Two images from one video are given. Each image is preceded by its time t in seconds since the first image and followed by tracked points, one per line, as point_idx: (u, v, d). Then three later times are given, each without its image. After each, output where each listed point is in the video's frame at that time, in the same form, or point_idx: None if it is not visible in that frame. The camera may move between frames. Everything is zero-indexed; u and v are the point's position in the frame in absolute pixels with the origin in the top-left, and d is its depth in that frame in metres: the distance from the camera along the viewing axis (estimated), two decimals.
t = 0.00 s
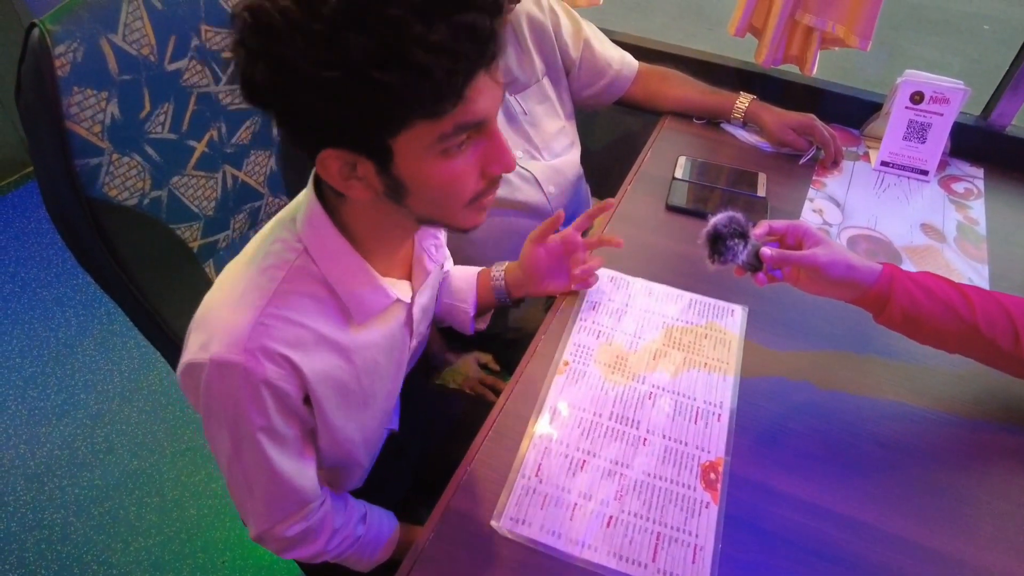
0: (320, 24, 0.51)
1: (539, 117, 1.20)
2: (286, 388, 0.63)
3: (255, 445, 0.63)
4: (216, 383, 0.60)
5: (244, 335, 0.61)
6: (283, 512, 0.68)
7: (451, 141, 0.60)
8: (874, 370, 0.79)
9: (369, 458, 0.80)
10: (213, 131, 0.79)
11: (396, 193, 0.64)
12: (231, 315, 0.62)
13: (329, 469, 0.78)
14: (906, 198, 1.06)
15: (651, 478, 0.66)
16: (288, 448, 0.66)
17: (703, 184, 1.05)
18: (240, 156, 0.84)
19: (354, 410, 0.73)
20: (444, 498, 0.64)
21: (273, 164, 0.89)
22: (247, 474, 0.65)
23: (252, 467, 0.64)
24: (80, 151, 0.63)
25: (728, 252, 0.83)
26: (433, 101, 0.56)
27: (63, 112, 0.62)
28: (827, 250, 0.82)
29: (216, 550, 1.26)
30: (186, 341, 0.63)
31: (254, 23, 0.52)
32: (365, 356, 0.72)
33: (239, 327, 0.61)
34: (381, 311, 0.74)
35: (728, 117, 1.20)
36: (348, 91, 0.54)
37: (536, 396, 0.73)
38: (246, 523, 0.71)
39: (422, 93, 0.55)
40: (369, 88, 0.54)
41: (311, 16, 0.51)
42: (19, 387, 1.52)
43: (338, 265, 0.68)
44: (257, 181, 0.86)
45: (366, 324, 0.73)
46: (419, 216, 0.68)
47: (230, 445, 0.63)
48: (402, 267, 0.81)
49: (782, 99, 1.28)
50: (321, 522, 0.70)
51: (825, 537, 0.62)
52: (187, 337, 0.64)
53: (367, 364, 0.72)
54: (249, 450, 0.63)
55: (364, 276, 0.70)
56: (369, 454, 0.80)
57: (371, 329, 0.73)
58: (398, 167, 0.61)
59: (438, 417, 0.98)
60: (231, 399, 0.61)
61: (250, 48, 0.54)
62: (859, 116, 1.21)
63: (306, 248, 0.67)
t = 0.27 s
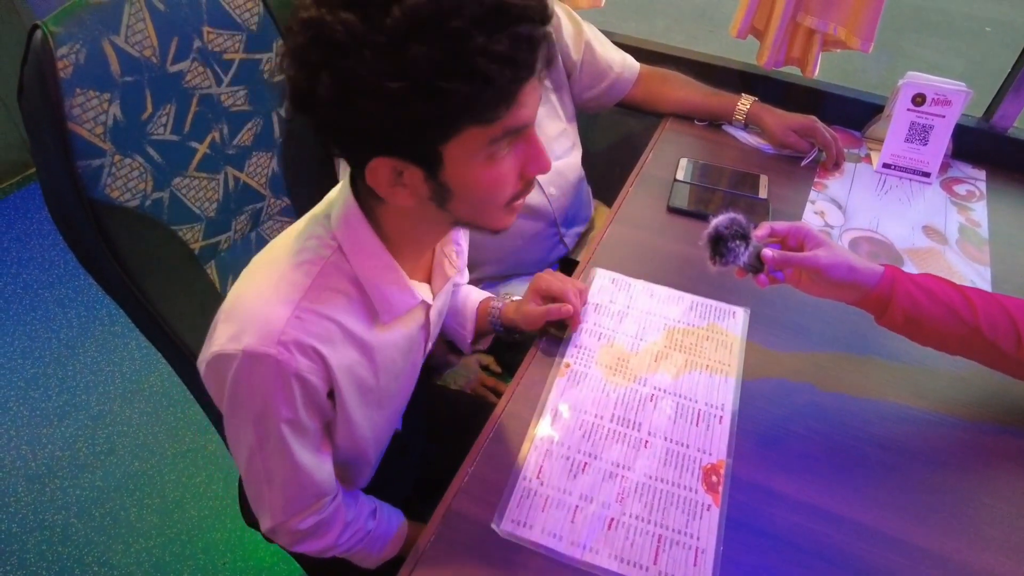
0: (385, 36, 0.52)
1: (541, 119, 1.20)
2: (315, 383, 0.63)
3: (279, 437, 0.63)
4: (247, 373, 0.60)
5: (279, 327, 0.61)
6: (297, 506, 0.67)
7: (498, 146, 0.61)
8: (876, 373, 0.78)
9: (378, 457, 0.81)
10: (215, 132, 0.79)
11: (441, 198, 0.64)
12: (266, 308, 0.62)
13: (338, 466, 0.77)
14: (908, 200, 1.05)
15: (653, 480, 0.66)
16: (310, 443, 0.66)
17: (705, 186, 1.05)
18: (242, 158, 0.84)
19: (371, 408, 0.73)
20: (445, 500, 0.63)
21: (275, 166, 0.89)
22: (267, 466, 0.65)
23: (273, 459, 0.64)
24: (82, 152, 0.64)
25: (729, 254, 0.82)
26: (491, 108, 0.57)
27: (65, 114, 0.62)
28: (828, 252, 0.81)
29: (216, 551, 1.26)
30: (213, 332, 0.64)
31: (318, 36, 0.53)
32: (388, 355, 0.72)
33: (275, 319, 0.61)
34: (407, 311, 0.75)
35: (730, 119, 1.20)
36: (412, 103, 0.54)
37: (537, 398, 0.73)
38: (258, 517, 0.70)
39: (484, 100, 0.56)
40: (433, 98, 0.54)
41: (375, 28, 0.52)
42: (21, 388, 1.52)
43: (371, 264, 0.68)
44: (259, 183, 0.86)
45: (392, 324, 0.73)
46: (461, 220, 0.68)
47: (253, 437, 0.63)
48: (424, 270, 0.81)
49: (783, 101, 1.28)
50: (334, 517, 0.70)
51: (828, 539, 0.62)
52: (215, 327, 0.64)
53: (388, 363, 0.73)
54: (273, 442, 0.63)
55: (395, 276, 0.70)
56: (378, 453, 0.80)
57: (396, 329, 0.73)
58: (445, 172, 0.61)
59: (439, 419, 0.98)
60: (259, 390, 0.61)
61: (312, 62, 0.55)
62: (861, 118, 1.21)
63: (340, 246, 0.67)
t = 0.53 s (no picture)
0: (407, 26, 0.54)
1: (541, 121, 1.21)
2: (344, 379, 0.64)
3: (305, 434, 0.63)
4: (276, 369, 0.60)
5: (311, 322, 0.62)
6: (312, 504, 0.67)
7: (512, 126, 0.62)
8: (877, 374, 0.78)
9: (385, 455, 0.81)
10: (216, 134, 0.79)
11: (461, 186, 0.65)
12: (295, 304, 0.62)
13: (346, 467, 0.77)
14: (908, 202, 1.05)
15: (652, 482, 0.66)
16: (331, 441, 0.66)
17: (704, 188, 1.05)
18: (242, 159, 0.84)
19: (388, 406, 0.74)
20: (445, 501, 0.64)
21: (275, 167, 0.89)
22: (289, 463, 0.65)
23: (295, 456, 0.64)
24: (83, 153, 0.64)
25: (728, 253, 0.81)
26: (510, 87, 0.58)
27: (67, 115, 0.62)
28: (828, 252, 0.81)
29: (216, 552, 1.26)
30: (237, 329, 0.64)
31: (340, 34, 0.55)
32: (408, 351, 0.73)
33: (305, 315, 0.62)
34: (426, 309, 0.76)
35: (730, 120, 1.20)
36: (435, 89, 0.56)
37: (537, 399, 0.73)
38: (268, 515, 0.70)
39: (505, 81, 0.58)
40: (455, 83, 0.56)
41: (396, 19, 0.54)
42: (22, 389, 1.52)
43: (396, 262, 0.69)
44: (260, 184, 0.87)
45: (412, 320, 0.73)
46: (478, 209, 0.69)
47: (277, 434, 0.63)
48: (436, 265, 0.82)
49: (784, 103, 1.28)
50: (345, 515, 0.70)
51: (828, 541, 0.62)
52: (239, 323, 0.64)
53: (408, 361, 0.73)
54: (299, 439, 0.63)
55: (418, 274, 0.71)
56: (387, 451, 0.80)
57: (416, 326, 0.74)
58: (466, 158, 0.62)
59: (439, 421, 0.98)
60: (289, 387, 0.61)
61: (335, 59, 0.57)
62: (861, 119, 1.21)
63: (364, 243, 0.68)
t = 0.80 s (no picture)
0: (345, 24, 0.54)
1: (541, 124, 1.21)
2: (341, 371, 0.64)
3: (304, 426, 0.63)
4: (273, 362, 0.61)
5: (306, 314, 0.62)
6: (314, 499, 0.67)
7: (473, 125, 0.61)
8: (877, 376, 0.78)
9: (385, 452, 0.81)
10: (217, 137, 0.80)
11: (426, 182, 0.65)
12: (290, 297, 0.62)
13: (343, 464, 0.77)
14: (908, 204, 1.06)
15: (652, 484, 0.66)
16: (330, 434, 0.66)
17: (704, 190, 1.05)
18: (243, 161, 0.84)
19: (386, 400, 0.74)
20: (444, 503, 0.64)
21: (276, 169, 0.89)
22: (288, 457, 0.65)
23: (295, 450, 0.64)
24: (85, 156, 0.64)
25: (728, 252, 0.82)
26: (452, 86, 0.58)
27: (68, 117, 0.62)
28: (828, 252, 0.82)
29: (217, 554, 1.26)
30: (235, 324, 0.64)
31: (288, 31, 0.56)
32: (405, 344, 0.73)
33: (301, 307, 0.62)
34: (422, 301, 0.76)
35: (730, 123, 1.20)
36: (372, 86, 0.57)
37: (538, 400, 0.73)
38: (270, 511, 0.70)
39: (442, 79, 0.57)
40: (393, 81, 0.56)
41: (336, 18, 0.54)
42: (23, 391, 1.52)
43: (390, 254, 0.69)
44: (260, 186, 0.87)
45: (409, 313, 0.74)
46: (451, 205, 0.68)
47: (276, 426, 0.63)
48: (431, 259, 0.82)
49: (783, 105, 1.29)
50: (346, 511, 0.71)
51: (828, 543, 0.62)
52: (236, 317, 0.64)
53: (404, 353, 0.74)
54: (296, 432, 0.63)
55: (412, 265, 0.71)
56: (387, 448, 0.80)
57: (412, 319, 0.74)
58: (424, 155, 0.62)
59: (440, 422, 0.98)
60: (285, 379, 0.61)
61: (285, 52, 0.58)
62: (861, 122, 1.21)
63: (358, 235, 0.68)
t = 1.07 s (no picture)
0: (347, 29, 0.52)
1: (541, 126, 1.21)
2: (316, 370, 0.64)
3: (284, 427, 0.63)
4: (247, 365, 0.61)
5: (278, 315, 0.62)
6: (306, 498, 0.68)
7: (466, 138, 0.61)
8: (878, 378, 0.78)
9: (378, 452, 0.81)
10: (218, 139, 0.80)
11: (412, 187, 0.65)
12: (263, 298, 0.62)
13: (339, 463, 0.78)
14: (908, 206, 1.06)
15: (652, 485, 0.66)
16: (314, 433, 0.66)
17: (704, 191, 1.06)
18: (244, 164, 0.84)
19: (370, 396, 0.74)
20: (445, 505, 0.64)
21: (277, 171, 0.89)
22: (275, 457, 0.65)
23: (279, 450, 0.65)
24: (87, 158, 0.64)
25: (732, 250, 0.82)
26: (451, 102, 0.57)
27: (70, 119, 0.62)
28: (831, 252, 0.82)
29: (217, 556, 1.26)
30: (212, 329, 0.63)
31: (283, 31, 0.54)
32: (385, 341, 0.73)
33: (273, 309, 0.62)
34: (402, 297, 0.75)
35: (730, 125, 1.20)
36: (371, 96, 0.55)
37: (539, 401, 0.74)
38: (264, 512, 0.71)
39: (444, 95, 0.56)
40: (394, 92, 0.55)
41: (337, 22, 0.52)
42: (23, 393, 1.52)
43: (364, 250, 0.69)
44: (261, 188, 0.87)
45: (387, 310, 0.74)
46: (432, 208, 0.69)
47: (258, 428, 0.64)
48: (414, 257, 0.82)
49: (783, 107, 1.29)
50: (342, 510, 0.71)
51: (829, 545, 0.62)
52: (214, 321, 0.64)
53: (385, 350, 0.74)
54: (278, 432, 0.64)
55: (387, 262, 0.71)
56: (379, 448, 0.81)
57: (392, 315, 0.74)
58: (414, 162, 0.62)
59: (440, 424, 0.98)
60: (262, 381, 0.61)
61: (278, 50, 0.55)
62: (860, 123, 1.22)
63: (332, 235, 0.67)
